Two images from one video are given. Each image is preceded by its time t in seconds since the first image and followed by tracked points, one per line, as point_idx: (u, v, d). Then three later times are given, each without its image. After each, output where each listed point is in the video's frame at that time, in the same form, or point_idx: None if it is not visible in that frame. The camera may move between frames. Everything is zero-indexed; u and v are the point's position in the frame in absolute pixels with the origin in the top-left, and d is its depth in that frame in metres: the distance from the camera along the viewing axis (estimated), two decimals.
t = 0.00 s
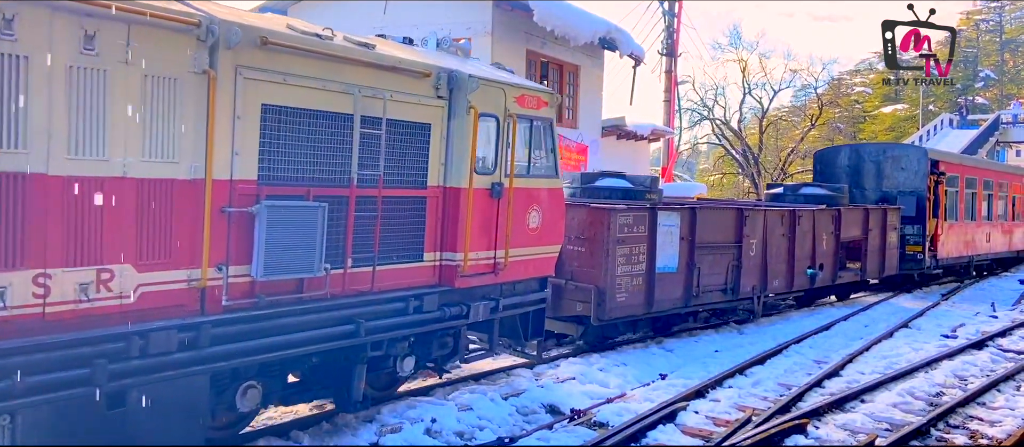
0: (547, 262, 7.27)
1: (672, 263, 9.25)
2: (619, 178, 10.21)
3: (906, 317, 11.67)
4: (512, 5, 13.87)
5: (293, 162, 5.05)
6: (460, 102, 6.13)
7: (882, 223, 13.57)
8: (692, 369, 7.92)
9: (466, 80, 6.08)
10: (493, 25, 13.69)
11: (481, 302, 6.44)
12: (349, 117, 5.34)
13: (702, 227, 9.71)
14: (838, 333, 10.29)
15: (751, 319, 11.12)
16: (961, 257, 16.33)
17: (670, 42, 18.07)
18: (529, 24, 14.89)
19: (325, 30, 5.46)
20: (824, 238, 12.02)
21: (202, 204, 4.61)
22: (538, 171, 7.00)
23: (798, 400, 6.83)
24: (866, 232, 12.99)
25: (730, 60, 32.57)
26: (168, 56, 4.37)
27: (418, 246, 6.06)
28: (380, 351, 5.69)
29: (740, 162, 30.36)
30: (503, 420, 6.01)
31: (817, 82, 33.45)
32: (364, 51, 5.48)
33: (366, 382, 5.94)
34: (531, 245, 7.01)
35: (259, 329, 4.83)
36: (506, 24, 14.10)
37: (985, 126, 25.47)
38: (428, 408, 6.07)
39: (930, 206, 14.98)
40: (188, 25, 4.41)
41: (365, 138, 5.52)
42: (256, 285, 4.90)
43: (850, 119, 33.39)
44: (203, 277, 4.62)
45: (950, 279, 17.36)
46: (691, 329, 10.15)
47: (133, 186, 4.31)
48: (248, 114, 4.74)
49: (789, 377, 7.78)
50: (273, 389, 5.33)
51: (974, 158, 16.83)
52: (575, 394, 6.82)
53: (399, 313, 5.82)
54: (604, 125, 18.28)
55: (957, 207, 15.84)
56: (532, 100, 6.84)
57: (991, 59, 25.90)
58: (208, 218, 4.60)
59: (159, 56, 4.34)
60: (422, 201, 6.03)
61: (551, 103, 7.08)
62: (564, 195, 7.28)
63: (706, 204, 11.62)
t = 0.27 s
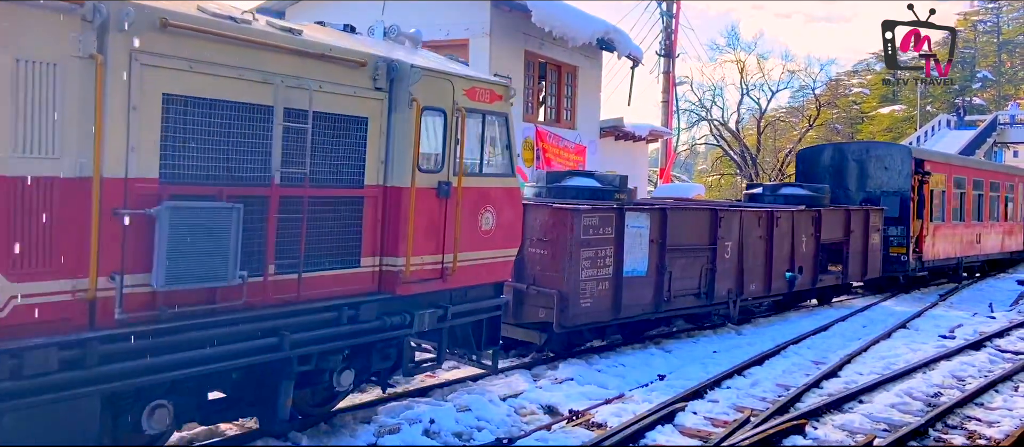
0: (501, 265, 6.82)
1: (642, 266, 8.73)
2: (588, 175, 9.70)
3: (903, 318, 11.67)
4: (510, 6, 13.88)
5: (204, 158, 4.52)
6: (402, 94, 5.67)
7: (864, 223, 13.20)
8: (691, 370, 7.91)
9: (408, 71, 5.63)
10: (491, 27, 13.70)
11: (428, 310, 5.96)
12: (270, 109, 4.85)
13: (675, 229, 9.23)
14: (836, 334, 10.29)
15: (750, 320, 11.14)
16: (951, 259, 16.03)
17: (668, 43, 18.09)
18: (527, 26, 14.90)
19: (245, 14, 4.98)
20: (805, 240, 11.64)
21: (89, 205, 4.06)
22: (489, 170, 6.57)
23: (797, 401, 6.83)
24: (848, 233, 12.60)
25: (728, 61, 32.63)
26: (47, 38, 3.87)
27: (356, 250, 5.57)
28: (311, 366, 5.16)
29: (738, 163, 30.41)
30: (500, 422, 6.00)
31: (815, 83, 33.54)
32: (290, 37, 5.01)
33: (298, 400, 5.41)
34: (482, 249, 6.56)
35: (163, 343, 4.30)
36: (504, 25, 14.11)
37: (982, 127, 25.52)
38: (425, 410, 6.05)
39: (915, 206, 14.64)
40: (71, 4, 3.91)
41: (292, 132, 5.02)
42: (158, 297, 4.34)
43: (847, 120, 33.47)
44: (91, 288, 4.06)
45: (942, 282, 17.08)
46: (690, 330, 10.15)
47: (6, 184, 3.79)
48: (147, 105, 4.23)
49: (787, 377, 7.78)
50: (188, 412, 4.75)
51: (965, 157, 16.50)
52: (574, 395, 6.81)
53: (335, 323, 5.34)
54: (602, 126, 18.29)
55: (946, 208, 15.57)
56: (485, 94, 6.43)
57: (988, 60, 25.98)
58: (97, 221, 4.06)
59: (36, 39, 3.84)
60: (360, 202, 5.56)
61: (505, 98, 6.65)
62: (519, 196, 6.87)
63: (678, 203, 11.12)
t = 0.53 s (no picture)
0: (449, 267, 6.47)
1: (608, 270, 8.13)
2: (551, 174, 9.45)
3: (901, 318, 11.69)
4: (506, 7, 13.86)
5: (89, 151, 4.22)
6: (330, 84, 5.34)
7: (845, 225, 12.72)
8: (689, 370, 7.92)
9: (336, 59, 5.31)
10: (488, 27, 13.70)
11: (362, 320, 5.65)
12: (169, 98, 4.54)
13: (644, 230, 8.66)
14: (833, 334, 10.30)
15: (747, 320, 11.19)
16: (938, 260, 15.69)
17: (665, 44, 18.09)
18: (524, 26, 14.89)
19: None
20: (782, 242, 11.13)
21: None
22: (428, 167, 6.22)
23: (793, 401, 6.83)
24: (829, 235, 12.11)
25: (725, 62, 32.65)
26: None
27: (278, 255, 5.27)
28: (221, 384, 4.82)
29: (735, 163, 30.48)
30: (498, 422, 6.00)
31: (812, 83, 33.58)
32: (195, 20, 4.68)
33: (210, 420, 5.05)
34: (423, 251, 6.18)
35: (41, 364, 3.98)
36: (501, 26, 14.10)
37: (978, 127, 25.50)
38: (423, 411, 6.05)
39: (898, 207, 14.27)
40: None
41: (198, 126, 4.71)
42: (31, 309, 4.01)
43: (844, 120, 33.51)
44: None
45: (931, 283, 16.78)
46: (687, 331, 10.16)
47: None
48: (17, 91, 3.90)
49: (784, 378, 7.79)
50: (76, 433, 4.38)
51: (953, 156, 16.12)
52: (571, 396, 6.81)
53: (249, 335, 4.99)
54: (599, 126, 18.30)
55: (933, 208, 15.25)
56: (428, 86, 6.15)
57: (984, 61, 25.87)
58: None
59: None
60: (281, 201, 5.24)
61: (446, 91, 6.35)
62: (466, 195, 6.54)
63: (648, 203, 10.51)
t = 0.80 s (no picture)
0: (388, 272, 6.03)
1: (568, 273, 7.73)
2: (510, 172, 8.65)
3: (896, 318, 11.71)
4: (502, 8, 13.85)
5: None
6: (242, 71, 4.92)
7: (823, 226, 12.32)
8: (686, 371, 7.92)
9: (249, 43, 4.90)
10: (483, 28, 13.69)
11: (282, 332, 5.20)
12: (47, 82, 4.10)
13: (607, 233, 8.22)
14: (829, 334, 10.30)
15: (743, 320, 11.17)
16: (922, 262, 15.44)
17: (660, 44, 18.12)
18: (520, 27, 14.89)
19: None
20: (756, 244, 10.72)
21: None
22: (365, 164, 5.79)
23: (789, 401, 6.84)
24: (805, 237, 11.72)
25: (720, 62, 32.71)
26: None
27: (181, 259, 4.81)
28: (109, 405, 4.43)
29: (730, 164, 30.56)
30: (493, 423, 5.99)
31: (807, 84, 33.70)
32: None
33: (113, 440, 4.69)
34: (358, 256, 5.73)
35: None
36: (496, 27, 14.09)
37: (973, 128, 25.59)
38: (417, 411, 6.04)
39: (878, 206, 14.05)
40: None
41: (82, 117, 4.27)
42: None
43: (839, 121, 33.64)
44: None
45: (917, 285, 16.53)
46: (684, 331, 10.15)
47: None
48: None
49: (780, 378, 7.80)
50: None
51: (938, 156, 15.79)
52: (567, 396, 6.80)
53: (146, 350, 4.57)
54: (595, 127, 18.31)
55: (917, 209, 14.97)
56: (359, 75, 5.73)
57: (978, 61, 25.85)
58: None
59: None
60: (186, 200, 4.80)
61: (383, 83, 5.93)
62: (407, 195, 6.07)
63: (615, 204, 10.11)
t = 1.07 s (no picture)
0: (314, 280, 5.46)
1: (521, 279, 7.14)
2: (461, 171, 8.26)
3: (888, 318, 11.75)
4: (496, 9, 13.85)
5: None
6: (130, 56, 4.35)
7: (797, 226, 11.89)
8: (680, 370, 7.93)
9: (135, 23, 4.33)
10: (477, 29, 13.69)
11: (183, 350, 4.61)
12: None
13: (566, 234, 7.61)
14: (822, 333, 10.33)
15: (737, 320, 11.20)
16: (903, 263, 15.13)
17: (654, 45, 18.14)
18: (514, 27, 14.88)
19: None
20: (727, 245, 10.22)
21: None
22: (284, 161, 5.20)
23: (783, 401, 6.86)
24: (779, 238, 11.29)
25: (713, 63, 32.79)
26: None
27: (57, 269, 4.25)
28: None
29: (724, 164, 30.66)
30: (488, 423, 5.99)
31: (800, 85, 33.83)
32: None
33: None
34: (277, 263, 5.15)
35: None
36: (490, 27, 14.08)
37: (965, 129, 25.71)
38: (412, 412, 6.03)
39: (855, 206, 13.64)
40: None
41: None
42: None
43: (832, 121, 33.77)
44: None
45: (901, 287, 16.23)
46: (677, 332, 10.16)
47: None
48: None
49: (774, 377, 7.81)
50: None
51: (918, 153, 15.43)
52: (562, 396, 6.81)
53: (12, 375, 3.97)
54: (589, 127, 18.34)
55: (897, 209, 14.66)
56: (277, 62, 5.14)
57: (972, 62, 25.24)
58: None
59: None
60: (63, 201, 4.24)
61: (306, 72, 5.35)
62: (334, 195, 5.49)
63: (578, 204, 9.57)
